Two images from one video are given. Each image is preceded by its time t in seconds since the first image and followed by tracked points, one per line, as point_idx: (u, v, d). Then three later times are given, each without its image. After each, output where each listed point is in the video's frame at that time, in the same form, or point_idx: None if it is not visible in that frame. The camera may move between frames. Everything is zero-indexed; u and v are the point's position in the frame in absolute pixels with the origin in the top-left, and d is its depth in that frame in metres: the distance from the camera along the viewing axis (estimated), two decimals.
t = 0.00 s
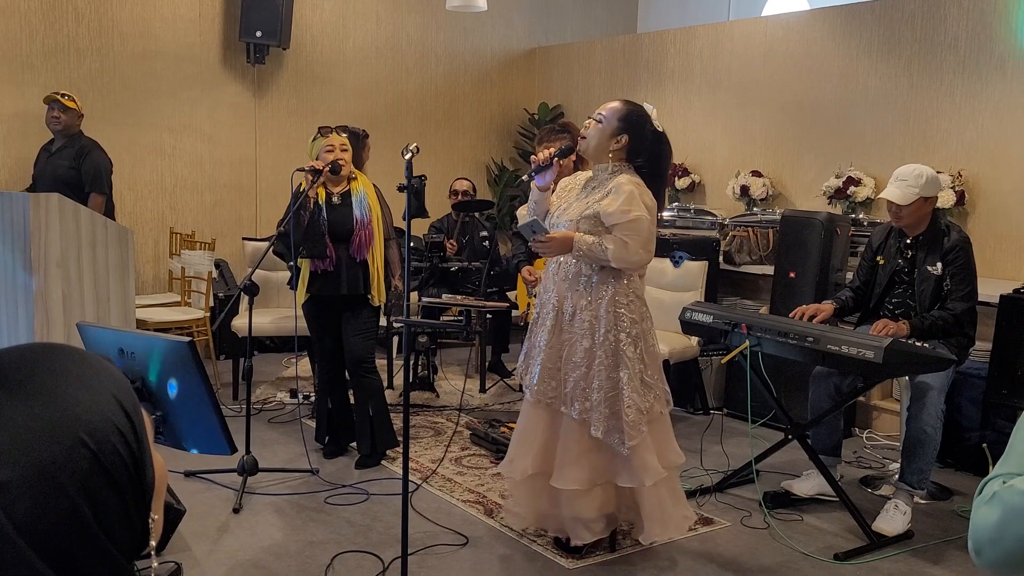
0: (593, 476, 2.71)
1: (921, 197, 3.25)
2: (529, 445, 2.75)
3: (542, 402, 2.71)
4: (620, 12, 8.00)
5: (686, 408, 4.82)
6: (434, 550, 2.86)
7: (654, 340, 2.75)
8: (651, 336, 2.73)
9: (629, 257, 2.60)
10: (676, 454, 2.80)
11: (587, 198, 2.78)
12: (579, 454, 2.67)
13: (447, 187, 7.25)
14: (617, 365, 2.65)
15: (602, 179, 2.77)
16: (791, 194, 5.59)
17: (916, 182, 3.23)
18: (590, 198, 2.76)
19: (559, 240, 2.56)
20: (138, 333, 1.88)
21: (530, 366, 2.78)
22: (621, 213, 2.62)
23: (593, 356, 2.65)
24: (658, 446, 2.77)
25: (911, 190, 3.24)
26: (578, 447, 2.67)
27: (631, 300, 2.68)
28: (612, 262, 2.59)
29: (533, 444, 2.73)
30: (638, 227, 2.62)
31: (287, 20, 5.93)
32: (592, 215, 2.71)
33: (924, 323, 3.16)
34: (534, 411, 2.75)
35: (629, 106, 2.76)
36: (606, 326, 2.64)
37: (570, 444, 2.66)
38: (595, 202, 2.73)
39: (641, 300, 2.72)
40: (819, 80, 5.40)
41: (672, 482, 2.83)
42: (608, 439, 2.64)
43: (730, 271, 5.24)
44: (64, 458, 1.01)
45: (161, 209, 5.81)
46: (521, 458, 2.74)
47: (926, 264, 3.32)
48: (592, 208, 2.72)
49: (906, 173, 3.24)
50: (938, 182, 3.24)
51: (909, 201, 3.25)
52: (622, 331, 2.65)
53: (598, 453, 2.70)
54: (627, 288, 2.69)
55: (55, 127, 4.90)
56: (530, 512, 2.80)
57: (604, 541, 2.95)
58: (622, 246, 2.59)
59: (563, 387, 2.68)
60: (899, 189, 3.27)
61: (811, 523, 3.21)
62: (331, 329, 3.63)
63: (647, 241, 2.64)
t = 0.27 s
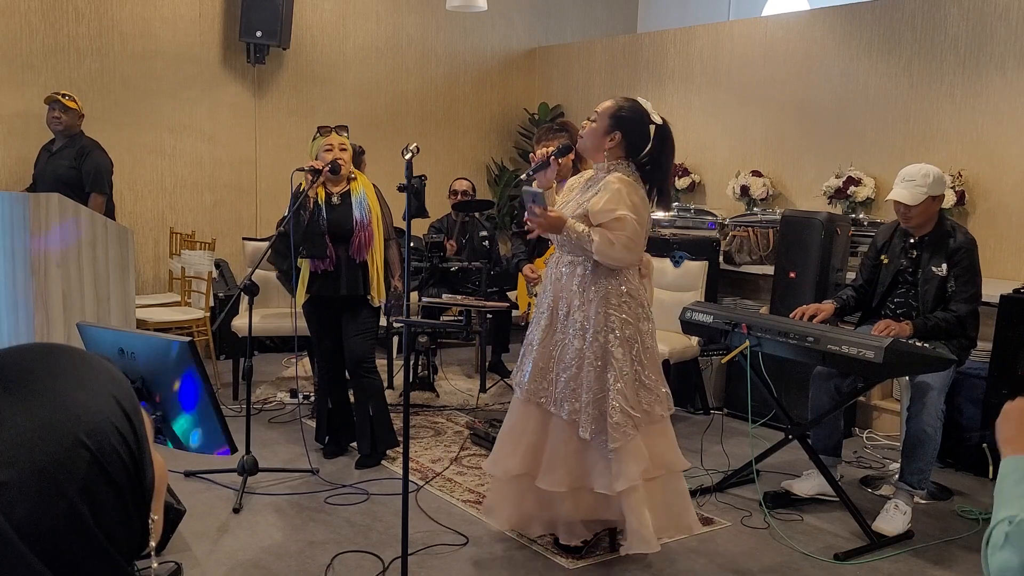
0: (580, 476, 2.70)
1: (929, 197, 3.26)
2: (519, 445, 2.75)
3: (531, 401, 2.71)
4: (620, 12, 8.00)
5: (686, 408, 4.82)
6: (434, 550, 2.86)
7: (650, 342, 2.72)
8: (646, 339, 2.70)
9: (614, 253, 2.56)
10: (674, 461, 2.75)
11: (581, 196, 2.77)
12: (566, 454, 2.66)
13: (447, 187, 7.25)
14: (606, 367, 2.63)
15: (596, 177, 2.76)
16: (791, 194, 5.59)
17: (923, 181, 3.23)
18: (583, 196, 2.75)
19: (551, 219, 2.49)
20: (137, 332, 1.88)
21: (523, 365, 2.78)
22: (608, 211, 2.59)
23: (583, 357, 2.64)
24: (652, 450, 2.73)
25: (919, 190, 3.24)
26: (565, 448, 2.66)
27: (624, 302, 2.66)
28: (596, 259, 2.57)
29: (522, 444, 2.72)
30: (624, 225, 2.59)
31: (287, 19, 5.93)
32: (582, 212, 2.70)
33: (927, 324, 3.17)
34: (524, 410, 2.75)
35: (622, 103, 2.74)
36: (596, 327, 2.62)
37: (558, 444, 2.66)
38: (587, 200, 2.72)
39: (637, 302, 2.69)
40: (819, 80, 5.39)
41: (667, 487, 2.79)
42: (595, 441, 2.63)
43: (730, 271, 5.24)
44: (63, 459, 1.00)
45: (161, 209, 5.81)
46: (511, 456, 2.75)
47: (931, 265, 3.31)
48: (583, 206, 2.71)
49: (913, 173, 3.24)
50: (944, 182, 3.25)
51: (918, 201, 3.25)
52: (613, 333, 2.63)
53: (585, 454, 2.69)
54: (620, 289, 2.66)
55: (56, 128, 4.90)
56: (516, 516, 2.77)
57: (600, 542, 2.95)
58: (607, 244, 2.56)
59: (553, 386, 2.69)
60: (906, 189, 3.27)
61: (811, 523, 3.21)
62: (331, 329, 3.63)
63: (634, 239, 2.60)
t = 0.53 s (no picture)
0: (568, 473, 2.72)
1: (940, 197, 3.25)
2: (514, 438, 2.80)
3: (525, 395, 2.76)
4: (620, 12, 8.00)
5: (686, 408, 4.82)
6: (434, 550, 2.86)
7: (646, 342, 2.69)
8: (641, 338, 2.68)
9: (602, 251, 2.56)
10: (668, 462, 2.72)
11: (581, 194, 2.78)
12: (554, 450, 2.69)
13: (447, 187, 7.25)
14: (597, 364, 2.64)
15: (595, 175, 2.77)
16: (791, 194, 5.59)
17: (935, 182, 3.22)
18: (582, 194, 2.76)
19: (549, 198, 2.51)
20: (136, 332, 1.88)
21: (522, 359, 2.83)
22: (598, 209, 2.59)
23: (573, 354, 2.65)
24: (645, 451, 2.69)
25: (931, 190, 3.23)
26: (553, 444, 2.69)
27: (618, 301, 2.64)
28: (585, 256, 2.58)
29: (516, 436, 2.78)
30: (613, 222, 2.57)
31: (287, 19, 5.93)
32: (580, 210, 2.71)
33: (933, 325, 3.17)
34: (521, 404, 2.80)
35: (619, 100, 2.73)
36: (587, 325, 2.63)
37: (547, 439, 2.69)
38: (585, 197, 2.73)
39: (632, 301, 2.67)
40: (819, 80, 5.40)
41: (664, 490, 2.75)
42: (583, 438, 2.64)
43: (730, 271, 5.25)
44: (63, 459, 1.01)
45: (161, 209, 5.81)
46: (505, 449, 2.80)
47: (938, 266, 3.31)
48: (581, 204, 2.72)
49: (925, 173, 3.23)
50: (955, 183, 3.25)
51: (930, 201, 3.24)
52: (604, 332, 2.62)
53: (575, 450, 2.70)
54: (614, 288, 2.64)
55: (56, 127, 4.90)
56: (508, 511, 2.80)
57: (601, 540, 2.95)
58: (596, 241, 2.56)
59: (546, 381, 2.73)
60: (918, 189, 3.26)
61: (811, 523, 3.21)
62: (331, 329, 3.63)
63: (624, 235, 2.58)
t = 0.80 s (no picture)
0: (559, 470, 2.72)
1: (950, 198, 3.24)
2: (510, 435, 2.81)
3: (522, 391, 2.78)
4: (620, 11, 8.00)
5: (686, 408, 4.82)
6: (434, 550, 2.86)
7: (640, 342, 2.69)
8: (636, 338, 2.68)
9: (597, 250, 2.56)
10: (660, 464, 2.70)
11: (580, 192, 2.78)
12: (547, 448, 2.68)
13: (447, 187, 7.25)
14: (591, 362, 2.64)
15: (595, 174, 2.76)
16: (792, 194, 5.59)
17: (945, 182, 3.21)
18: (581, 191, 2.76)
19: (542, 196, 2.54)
20: (134, 330, 1.87)
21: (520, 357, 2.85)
22: (595, 207, 2.59)
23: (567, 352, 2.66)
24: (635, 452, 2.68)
25: (941, 190, 3.22)
26: (545, 441, 2.69)
27: (613, 300, 2.64)
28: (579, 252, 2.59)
29: (512, 433, 2.80)
30: (608, 221, 2.57)
31: (287, 19, 5.93)
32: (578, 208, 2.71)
33: (939, 325, 3.16)
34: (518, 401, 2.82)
35: (620, 99, 2.72)
36: (581, 324, 2.64)
37: (539, 435, 2.69)
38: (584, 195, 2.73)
39: (628, 302, 2.67)
40: (819, 80, 5.40)
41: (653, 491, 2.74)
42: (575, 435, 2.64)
43: (730, 271, 5.24)
44: (63, 459, 1.01)
45: (162, 209, 5.81)
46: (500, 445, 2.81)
47: (945, 267, 3.31)
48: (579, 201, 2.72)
49: (935, 173, 3.22)
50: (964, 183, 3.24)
51: (941, 202, 3.23)
52: (599, 331, 2.63)
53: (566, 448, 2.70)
54: (609, 287, 2.65)
55: (56, 128, 4.90)
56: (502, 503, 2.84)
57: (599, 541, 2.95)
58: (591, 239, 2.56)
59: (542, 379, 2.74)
60: (929, 190, 3.25)
61: (811, 523, 3.21)
62: (331, 329, 3.63)
63: (619, 234, 2.58)
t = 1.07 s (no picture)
0: (558, 470, 2.72)
1: (951, 197, 3.24)
2: (511, 436, 2.82)
3: (523, 392, 2.78)
4: (620, 11, 8.00)
5: (686, 408, 4.82)
6: (434, 550, 2.86)
7: (638, 343, 2.69)
8: (633, 338, 2.68)
9: (593, 251, 2.56)
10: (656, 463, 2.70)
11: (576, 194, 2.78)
12: (546, 449, 2.69)
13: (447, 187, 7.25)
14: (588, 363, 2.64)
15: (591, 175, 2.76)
16: (792, 194, 5.59)
17: (946, 182, 3.21)
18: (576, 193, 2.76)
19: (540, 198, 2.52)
20: (136, 331, 1.88)
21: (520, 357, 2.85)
22: (591, 208, 2.59)
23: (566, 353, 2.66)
24: (631, 451, 2.69)
25: (942, 190, 3.22)
26: (544, 442, 2.69)
27: (610, 301, 2.64)
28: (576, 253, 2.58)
29: (513, 433, 2.81)
30: (605, 221, 2.57)
31: (287, 19, 5.93)
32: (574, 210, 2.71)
33: (940, 324, 3.17)
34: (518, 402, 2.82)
35: (612, 99, 2.73)
36: (579, 325, 2.64)
37: (538, 437, 2.70)
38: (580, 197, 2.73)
39: (625, 302, 2.67)
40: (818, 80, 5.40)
41: (650, 490, 2.75)
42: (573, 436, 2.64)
43: (730, 271, 5.24)
44: (64, 458, 1.01)
45: (162, 209, 5.81)
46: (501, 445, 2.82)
47: (947, 266, 3.31)
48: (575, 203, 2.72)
49: (937, 173, 3.21)
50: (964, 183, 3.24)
51: (941, 201, 3.23)
52: (596, 332, 2.62)
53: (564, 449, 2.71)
54: (607, 288, 2.65)
55: (56, 127, 4.90)
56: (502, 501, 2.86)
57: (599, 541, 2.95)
58: (588, 240, 2.56)
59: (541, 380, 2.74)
60: (929, 189, 3.25)
61: (810, 523, 3.21)
62: (331, 329, 3.63)
63: (617, 234, 2.58)
